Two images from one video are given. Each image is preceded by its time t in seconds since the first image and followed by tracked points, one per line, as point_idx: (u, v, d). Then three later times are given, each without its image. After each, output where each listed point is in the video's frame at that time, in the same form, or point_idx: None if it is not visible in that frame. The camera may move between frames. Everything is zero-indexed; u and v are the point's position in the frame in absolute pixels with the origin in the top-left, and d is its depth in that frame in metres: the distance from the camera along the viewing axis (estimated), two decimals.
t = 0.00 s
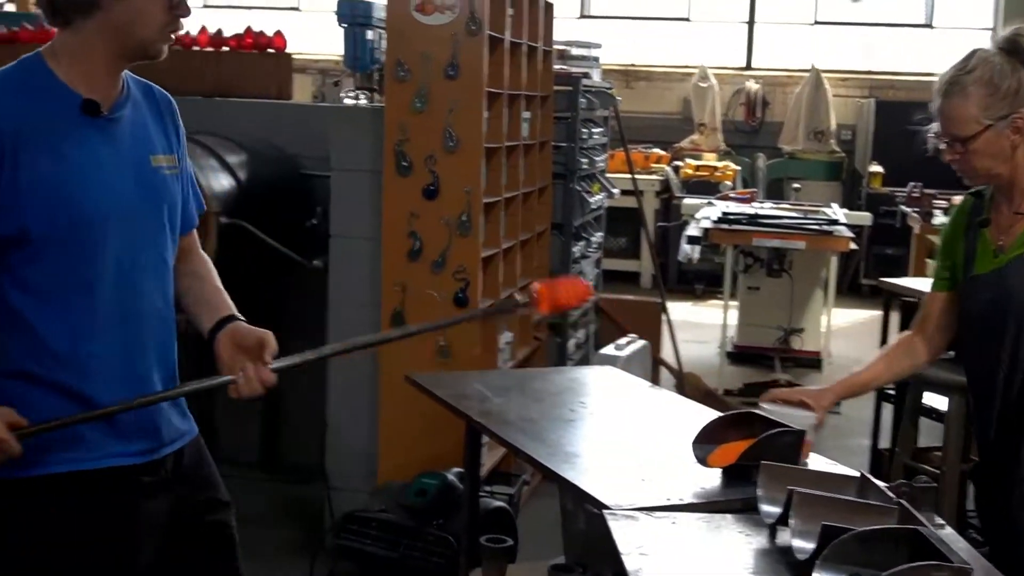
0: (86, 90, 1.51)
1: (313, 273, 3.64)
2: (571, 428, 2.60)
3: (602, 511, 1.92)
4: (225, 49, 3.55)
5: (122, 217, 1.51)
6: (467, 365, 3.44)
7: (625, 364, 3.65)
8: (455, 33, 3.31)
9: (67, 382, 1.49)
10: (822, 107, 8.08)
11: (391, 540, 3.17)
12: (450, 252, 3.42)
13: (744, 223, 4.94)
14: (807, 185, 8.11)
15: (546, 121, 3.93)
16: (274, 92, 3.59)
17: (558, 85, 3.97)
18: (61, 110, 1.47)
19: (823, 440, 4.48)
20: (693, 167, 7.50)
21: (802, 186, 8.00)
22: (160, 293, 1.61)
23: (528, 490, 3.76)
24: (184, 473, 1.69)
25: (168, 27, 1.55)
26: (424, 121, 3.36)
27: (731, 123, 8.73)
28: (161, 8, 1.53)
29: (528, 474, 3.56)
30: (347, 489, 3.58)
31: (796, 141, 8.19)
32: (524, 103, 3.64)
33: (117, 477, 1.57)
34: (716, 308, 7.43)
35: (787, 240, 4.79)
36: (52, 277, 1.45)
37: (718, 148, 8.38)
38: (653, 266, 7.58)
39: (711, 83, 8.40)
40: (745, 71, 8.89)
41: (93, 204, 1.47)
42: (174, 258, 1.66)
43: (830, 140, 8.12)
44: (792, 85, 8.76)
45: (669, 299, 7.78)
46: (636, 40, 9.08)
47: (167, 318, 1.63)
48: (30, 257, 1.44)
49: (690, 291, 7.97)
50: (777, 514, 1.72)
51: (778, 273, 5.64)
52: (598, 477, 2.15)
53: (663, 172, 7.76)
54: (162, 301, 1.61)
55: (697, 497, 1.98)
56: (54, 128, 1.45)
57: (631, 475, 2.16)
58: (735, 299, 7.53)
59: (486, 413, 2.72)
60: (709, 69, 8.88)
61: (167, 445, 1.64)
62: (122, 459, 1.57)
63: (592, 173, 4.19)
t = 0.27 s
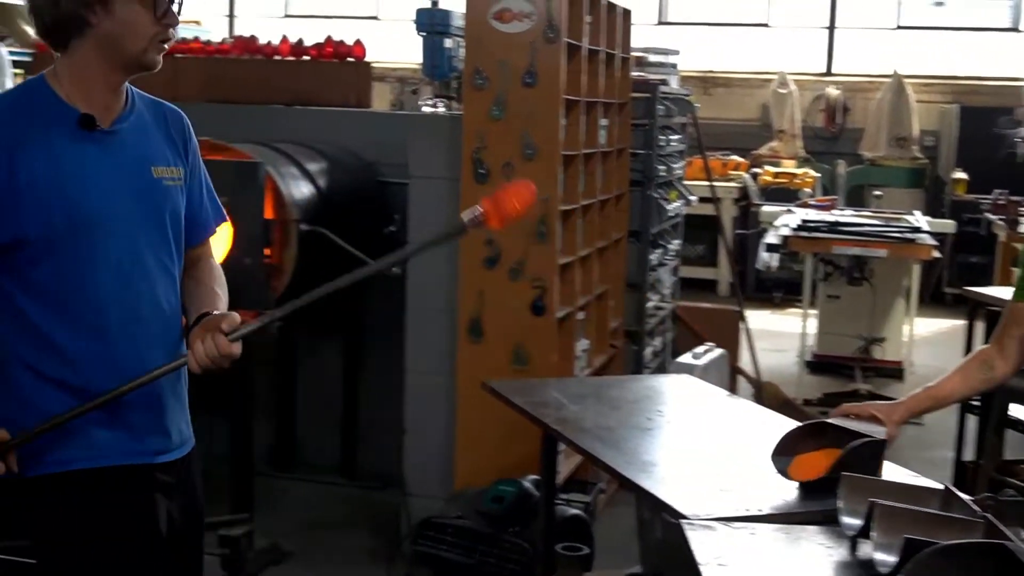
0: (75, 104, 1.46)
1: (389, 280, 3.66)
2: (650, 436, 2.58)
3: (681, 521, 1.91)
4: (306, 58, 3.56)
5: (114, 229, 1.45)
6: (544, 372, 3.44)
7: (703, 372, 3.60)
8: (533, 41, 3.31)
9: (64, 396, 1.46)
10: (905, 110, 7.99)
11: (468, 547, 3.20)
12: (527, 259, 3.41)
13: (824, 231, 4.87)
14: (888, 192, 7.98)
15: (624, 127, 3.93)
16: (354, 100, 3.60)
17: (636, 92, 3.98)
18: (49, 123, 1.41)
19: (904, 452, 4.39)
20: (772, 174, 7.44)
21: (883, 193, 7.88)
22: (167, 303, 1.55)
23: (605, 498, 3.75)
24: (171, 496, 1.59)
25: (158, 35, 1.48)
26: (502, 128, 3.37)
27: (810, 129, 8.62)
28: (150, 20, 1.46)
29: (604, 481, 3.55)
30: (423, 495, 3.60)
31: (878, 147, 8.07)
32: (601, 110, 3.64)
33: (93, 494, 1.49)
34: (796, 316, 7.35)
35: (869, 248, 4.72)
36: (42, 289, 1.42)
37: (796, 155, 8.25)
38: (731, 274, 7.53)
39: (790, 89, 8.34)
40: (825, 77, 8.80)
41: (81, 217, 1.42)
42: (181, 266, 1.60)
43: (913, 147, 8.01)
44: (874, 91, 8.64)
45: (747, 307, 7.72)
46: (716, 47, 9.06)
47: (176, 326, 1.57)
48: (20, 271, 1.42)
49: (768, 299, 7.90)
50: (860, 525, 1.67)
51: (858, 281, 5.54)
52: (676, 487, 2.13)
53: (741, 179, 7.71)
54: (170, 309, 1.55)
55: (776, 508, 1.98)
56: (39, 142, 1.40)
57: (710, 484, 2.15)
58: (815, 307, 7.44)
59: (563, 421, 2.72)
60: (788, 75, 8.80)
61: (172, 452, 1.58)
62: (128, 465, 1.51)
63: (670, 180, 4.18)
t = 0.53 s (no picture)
0: (77, 102, 1.69)
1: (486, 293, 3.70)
2: (747, 453, 2.55)
3: (780, 541, 1.90)
4: (407, 73, 3.47)
5: (107, 218, 1.68)
6: (642, 388, 3.42)
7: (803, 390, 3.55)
8: (632, 55, 3.31)
9: (62, 364, 1.69)
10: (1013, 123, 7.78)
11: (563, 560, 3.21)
12: (624, 274, 3.39)
13: (928, 246, 4.77)
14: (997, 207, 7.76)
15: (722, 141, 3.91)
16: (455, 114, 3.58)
17: (735, 106, 3.96)
18: (50, 123, 1.63)
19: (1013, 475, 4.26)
20: (874, 189, 7.30)
21: (991, 208, 7.67)
22: (153, 285, 1.77)
23: (701, 515, 3.72)
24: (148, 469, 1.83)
25: (149, 39, 1.72)
26: (600, 143, 3.36)
27: (913, 142, 8.46)
28: (143, 23, 1.70)
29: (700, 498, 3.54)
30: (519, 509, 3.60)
31: (985, 161, 7.87)
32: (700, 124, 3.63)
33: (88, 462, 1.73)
34: (899, 333, 7.19)
35: (975, 264, 4.61)
36: (42, 268, 1.64)
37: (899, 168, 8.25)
38: (832, 289, 7.41)
39: (893, 102, 8.21)
40: (929, 89, 8.60)
41: (78, 205, 1.64)
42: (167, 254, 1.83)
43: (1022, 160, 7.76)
44: (981, 103, 8.42)
45: (848, 323, 7.59)
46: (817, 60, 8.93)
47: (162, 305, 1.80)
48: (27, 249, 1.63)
49: (870, 316, 7.75)
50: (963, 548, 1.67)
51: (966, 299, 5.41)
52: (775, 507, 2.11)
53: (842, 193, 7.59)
54: (155, 292, 1.78)
55: (880, 529, 1.95)
56: (43, 139, 1.62)
57: (809, 504, 2.13)
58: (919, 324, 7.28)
59: (659, 436, 2.69)
60: (891, 87, 8.64)
61: (156, 425, 1.82)
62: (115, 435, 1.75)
63: (768, 195, 4.14)
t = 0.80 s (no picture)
0: (76, 121, 1.83)
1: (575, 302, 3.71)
2: (841, 467, 2.49)
3: (872, 555, 1.91)
4: (498, 83, 3.51)
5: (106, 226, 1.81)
6: (732, 399, 3.38)
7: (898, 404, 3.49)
8: (724, 63, 3.27)
9: (74, 369, 1.81)
10: None
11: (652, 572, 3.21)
12: (715, 284, 3.35)
13: None
14: None
15: (816, 150, 3.88)
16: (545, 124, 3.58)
17: (829, 114, 3.93)
18: (51, 142, 1.77)
19: None
20: (973, 198, 7.16)
21: None
22: (147, 288, 1.91)
23: (792, 529, 3.66)
24: (159, 472, 1.95)
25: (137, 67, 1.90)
26: (691, 152, 3.32)
27: (1015, 151, 8.28)
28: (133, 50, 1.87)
29: (791, 512, 3.49)
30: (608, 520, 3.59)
31: None
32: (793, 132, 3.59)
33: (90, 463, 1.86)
34: (998, 347, 7.03)
35: None
36: (49, 278, 1.77)
37: (999, 178, 8.10)
38: (927, 301, 7.27)
39: (993, 110, 8.06)
40: None
41: (82, 215, 1.77)
42: (159, 259, 1.97)
43: None
44: None
45: (945, 336, 7.44)
46: (912, 67, 8.78)
47: (157, 306, 1.94)
48: (36, 262, 1.76)
49: (967, 329, 7.59)
50: None
51: None
52: (869, 522, 2.08)
53: (939, 203, 7.44)
54: (150, 294, 1.92)
55: (976, 547, 1.98)
56: (46, 156, 1.75)
57: (903, 519, 2.12)
58: (1020, 338, 7.11)
59: (750, 447, 2.64)
60: (991, 95, 8.45)
61: (163, 427, 1.94)
62: (120, 435, 1.88)
63: (863, 205, 4.08)
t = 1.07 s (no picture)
0: (84, 122, 1.99)
1: (661, 315, 3.69)
2: (933, 483, 2.36)
3: None
4: (586, 95, 3.69)
5: (110, 218, 1.97)
6: (823, 416, 3.31)
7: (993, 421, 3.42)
8: (815, 75, 3.21)
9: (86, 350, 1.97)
10: None
11: None
12: (805, 298, 3.29)
13: None
14: None
15: (908, 161, 3.84)
16: (631, 138, 3.66)
17: (923, 126, 3.90)
18: (60, 144, 1.93)
19: None
20: None
21: None
22: (151, 273, 2.08)
23: (884, 548, 3.59)
24: (161, 471, 2.12)
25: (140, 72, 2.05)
26: (780, 164, 3.26)
27: None
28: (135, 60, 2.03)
29: (883, 531, 3.44)
30: (694, 535, 3.57)
31: None
32: (885, 144, 3.55)
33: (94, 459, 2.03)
34: None
35: None
36: (60, 265, 1.94)
37: None
38: None
39: None
40: None
41: (88, 210, 1.94)
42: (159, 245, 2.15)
43: None
44: None
45: None
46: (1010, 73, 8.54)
47: (160, 289, 2.11)
48: (46, 255, 1.92)
49: None
50: None
51: None
52: (963, 543, 1.99)
53: None
54: (153, 280, 2.09)
55: None
56: (56, 158, 1.91)
57: (999, 541, 2.02)
58: None
59: (840, 465, 2.44)
60: None
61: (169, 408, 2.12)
62: (127, 418, 2.05)
63: (959, 218, 4.00)
